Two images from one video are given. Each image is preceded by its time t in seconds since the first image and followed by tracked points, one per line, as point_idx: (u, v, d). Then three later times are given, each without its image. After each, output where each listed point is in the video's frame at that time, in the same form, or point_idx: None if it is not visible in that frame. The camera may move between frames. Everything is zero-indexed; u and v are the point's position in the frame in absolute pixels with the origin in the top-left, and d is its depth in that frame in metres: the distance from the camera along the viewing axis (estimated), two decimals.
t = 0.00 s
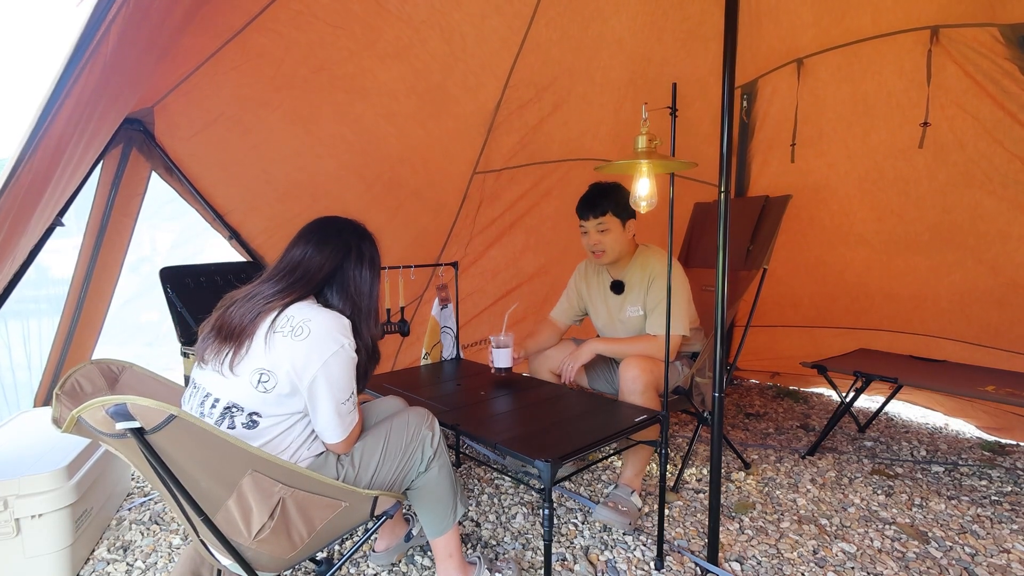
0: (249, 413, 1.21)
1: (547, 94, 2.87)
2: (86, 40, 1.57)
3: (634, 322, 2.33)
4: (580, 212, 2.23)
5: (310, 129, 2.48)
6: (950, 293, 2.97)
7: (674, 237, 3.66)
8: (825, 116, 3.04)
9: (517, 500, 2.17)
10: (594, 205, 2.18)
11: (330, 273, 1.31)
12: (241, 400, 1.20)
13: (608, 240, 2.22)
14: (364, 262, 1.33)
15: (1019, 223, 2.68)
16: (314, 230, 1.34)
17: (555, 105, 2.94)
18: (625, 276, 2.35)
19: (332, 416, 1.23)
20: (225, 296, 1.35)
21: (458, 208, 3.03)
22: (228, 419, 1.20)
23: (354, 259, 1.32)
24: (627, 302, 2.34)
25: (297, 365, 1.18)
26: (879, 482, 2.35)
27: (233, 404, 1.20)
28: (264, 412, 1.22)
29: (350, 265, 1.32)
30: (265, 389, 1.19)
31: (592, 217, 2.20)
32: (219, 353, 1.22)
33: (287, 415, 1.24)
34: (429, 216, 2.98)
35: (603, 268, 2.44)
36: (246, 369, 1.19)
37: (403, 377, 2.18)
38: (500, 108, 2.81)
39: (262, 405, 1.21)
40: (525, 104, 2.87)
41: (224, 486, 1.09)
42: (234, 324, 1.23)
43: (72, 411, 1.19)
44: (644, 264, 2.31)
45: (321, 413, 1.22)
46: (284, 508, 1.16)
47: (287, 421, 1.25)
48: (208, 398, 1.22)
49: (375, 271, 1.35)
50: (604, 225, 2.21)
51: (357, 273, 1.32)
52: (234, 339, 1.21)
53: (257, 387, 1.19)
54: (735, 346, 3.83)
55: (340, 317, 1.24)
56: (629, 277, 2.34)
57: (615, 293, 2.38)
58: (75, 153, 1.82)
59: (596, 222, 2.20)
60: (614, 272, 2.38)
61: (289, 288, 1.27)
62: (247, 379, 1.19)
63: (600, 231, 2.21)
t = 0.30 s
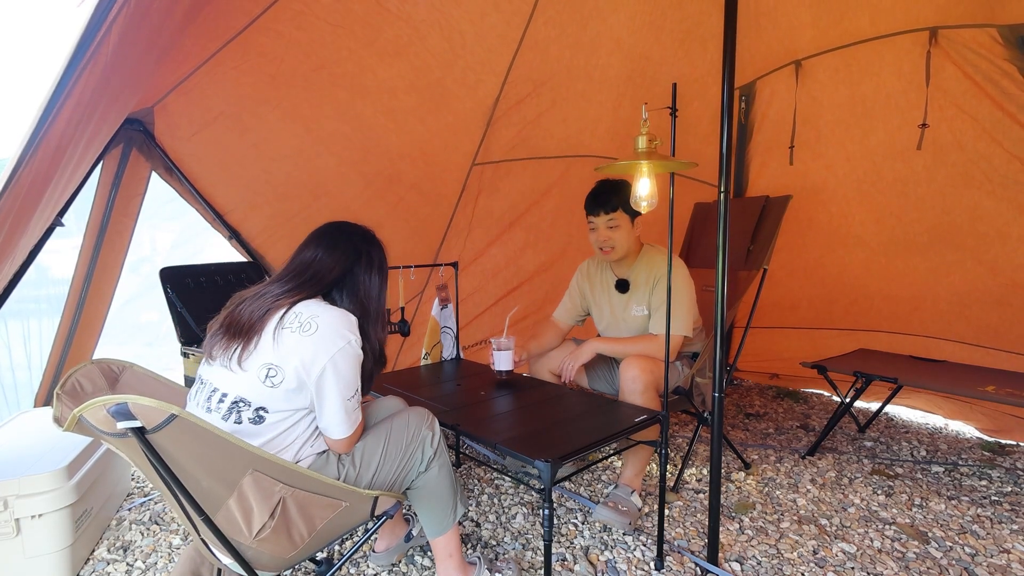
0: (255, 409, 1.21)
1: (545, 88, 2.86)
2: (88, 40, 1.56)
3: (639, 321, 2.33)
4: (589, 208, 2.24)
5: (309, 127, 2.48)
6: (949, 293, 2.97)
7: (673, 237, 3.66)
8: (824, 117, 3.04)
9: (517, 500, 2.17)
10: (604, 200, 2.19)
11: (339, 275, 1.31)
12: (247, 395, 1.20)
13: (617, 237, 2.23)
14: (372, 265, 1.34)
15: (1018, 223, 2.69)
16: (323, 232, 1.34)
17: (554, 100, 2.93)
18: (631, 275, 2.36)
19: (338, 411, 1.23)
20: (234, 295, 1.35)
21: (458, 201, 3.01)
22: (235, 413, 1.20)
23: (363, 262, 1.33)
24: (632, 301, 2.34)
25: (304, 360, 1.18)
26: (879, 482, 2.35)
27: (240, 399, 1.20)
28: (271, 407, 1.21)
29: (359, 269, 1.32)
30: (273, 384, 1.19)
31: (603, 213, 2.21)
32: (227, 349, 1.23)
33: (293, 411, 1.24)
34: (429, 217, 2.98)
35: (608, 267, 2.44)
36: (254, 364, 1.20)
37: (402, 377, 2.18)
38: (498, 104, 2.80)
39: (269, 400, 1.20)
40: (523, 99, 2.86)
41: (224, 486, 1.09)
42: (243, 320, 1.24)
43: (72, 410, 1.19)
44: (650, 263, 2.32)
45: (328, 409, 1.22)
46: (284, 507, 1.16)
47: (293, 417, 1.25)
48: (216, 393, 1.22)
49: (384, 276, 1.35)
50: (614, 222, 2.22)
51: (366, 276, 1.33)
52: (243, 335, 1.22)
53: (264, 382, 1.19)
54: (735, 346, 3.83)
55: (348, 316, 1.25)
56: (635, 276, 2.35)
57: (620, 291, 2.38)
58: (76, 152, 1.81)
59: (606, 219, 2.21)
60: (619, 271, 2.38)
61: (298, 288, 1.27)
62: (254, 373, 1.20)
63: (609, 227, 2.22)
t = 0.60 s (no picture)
0: (258, 407, 1.21)
1: (545, 89, 2.86)
2: (87, 40, 1.56)
3: (642, 320, 2.34)
4: (594, 203, 2.25)
5: (310, 127, 2.48)
6: (949, 293, 2.97)
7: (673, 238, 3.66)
8: (824, 117, 3.04)
9: (517, 500, 2.17)
10: (609, 197, 2.20)
11: (343, 276, 1.32)
12: (249, 393, 1.20)
13: (621, 233, 2.24)
14: (376, 267, 1.34)
15: (1018, 223, 2.69)
16: (326, 233, 1.35)
17: (554, 100, 2.93)
18: (634, 273, 2.36)
19: (341, 410, 1.23)
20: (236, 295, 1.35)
21: (458, 200, 3.02)
22: (238, 412, 1.20)
23: (367, 264, 1.34)
24: (636, 300, 2.34)
25: (307, 358, 1.18)
26: (879, 483, 2.35)
27: (243, 397, 1.20)
28: (273, 405, 1.21)
29: (363, 271, 1.34)
30: (275, 382, 1.20)
31: (606, 209, 2.21)
32: (229, 348, 1.22)
33: (294, 410, 1.24)
34: (429, 217, 2.98)
35: (613, 266, 2.44)
36: (257, 362, 1.20)
37: (402, 377, 2.19)
38: (497, 104, 2.80)
39: (271, 398, 1.21)
40: (523, 99, 2.85)
41: (224, 485, 1.09)
42: (245, 320, 1.24)
43: (72, 410, 1.18)
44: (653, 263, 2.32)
45: (330, 407, 1.22)
46: (284, 507, 1.16)
47: (294, 416, 1.25)
48: (218, 392, 1.22)
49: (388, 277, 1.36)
50: (617, 218, 2.22)
51: (369, 278, 1.34)
52: (245, 334, 1.22)
53: (267, 380, 1.19)
54: (735, 346, 3.84)
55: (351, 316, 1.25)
56: (639, 275, 2.35)
57: (624, 290, 2.38)
58: (76, 151, 1.81)
59: (610, 214, 2.21)
60: (623, 270, 2.38)
61: (300, 288, 1.27)
62: (257, 372, 1.20)
63: (614, 224, 2.23)
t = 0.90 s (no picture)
0: (256, 408, 1.21)
1: (546, 90, 2.85)
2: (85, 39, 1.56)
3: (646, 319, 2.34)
4: (599, 200, 2.26)
5: (310, 127, 2.48)
6: (949, 293, 2.97)
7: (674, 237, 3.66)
8: (824, 116, 3.04)
9: (517, 500, 2.17)
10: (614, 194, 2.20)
11: (332, 274, 1.29)
12: (246, 396, 1.20)
13: (625, 230, 2.24)
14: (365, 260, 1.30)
15: (1019, 222, 2.69)
16: (314, 228, 1.32)
17: (555, 101, 2.93)
18: (639, 271, 2.36)
19: (337, 411, 1.23)
20: (230, 295, 1.34)
21: (458, 201, 3.02)
22: (234, 415, 1.20)
23: (353, 259, 1.29)
24: (640, 299, 2.34)
25: (302, 362, 1.18)
26: (879, 482, 2.35)
27: (239, 400, 1.20)
28: (269, 407, 1.22)
29: (348, 266, 1.29)
30: (271, 385, 1.20)
31: (610, 206, 2.22)
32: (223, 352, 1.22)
33: (291, 411, 1.25)
34: (429, 216, 2.98)
35: (616, 264, 2.45)
36: (251, 366, 1.20)
37: (403, 376, 2.19)
38: (498, 105, 2.80)
39: (267, 401, 1.21)
40: (524, 100, 2.85)
41: (225, 485, 1.09)
42: (236, 324, 1.23)
43: (72, 410, 1.18)
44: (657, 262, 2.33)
45: (327, 409, 1.22)
46: (284, 507, 1.16)
47: (291, 418, 1.25)
48: (213, 394, 1.22)
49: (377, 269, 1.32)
50: (621, 215, 2.22)
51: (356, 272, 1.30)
52: (239, 338, 1.21)
53: (263, 383, 1.19)
54: (735, 346, 3.83)
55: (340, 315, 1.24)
56: (644, 273, 2.35)
57: (628, 289, 2.38)
58: (75, 151, 1.80)
59: (614, 211, 2.22)
60: (628, 268, 2.39)
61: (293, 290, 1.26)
62: (252, 375, 1.20)
63: (618, 221, 2.23)
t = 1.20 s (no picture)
0: (231, 420, 1.20)
1: (546, 90, 2.85)
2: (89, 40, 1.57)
3: (649, 321, 2.34)
4: (602, 200, 2.25)
5: (310, 127, 2.48)
6: (949, 293, 2.97)
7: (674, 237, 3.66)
8: (825, 116, 3.04)
9: (517, 500, 2.17)
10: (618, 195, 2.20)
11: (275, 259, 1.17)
12: (218, 408, 1.18)
13: (628, 232, 2.24)
14: (304, 236, 1.16)
15: (1018, 223, 2.69)
16: (262, 212, 1.18)
17: (555, 101, 2.92)
18: (642, 272, 2.36)
19: (312, 419, 1.17)
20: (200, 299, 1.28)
21: (458, 201, 3.02)
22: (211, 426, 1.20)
23: (269, 228, 1.16)
24: (643, 300, 2.34)
25: (267, 371, 1.13)
26: (879, 483, 2.35)
27: (212, 413, 1.19)
28: (244, 417, 1.20)
29: (266, 235, 1.16)
30: (241, 396, 1.17)
31: (614, 207, 2.21)
32: (191, 362, 1.20)
33: (268, 419, 1.22)
34: (429, 216, 2.98)
35: (620, 265, 2.44)
36: (218, 379, 1.17)
37: (403, 376, 2.19)
38: (499, 105, 2.80)
39: (239, 412, 1.19)
40: (524, 99, 2.84)
41: (224, 486, 1.09)
42: (197, 331, 1.19)
43: (70, 412, 1.18)
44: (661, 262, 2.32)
45: (303, 417, 1.17)
46: (283, 508, 1.16)
47: (268, 425, 1.22)
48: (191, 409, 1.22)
49: (300, 234, 1.16)
50: (624, 216, 2.22)
51: (275, 241, 1.16)
52: (206, 348, 1.17)
53: (232, 395, 1.17)
54: (735, 346, 3.83)
55: (289, 316, 1.15)
56: (647, 274, 2.36)
57: (631, 290, 2.38)
58: (81, 154, 1.80)
59: (617, 212, 2.21)
60: (631, 269, 2.39)
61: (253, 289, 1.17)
62: (221, 387, 1.17)
63: (621, 222, 2.23)
